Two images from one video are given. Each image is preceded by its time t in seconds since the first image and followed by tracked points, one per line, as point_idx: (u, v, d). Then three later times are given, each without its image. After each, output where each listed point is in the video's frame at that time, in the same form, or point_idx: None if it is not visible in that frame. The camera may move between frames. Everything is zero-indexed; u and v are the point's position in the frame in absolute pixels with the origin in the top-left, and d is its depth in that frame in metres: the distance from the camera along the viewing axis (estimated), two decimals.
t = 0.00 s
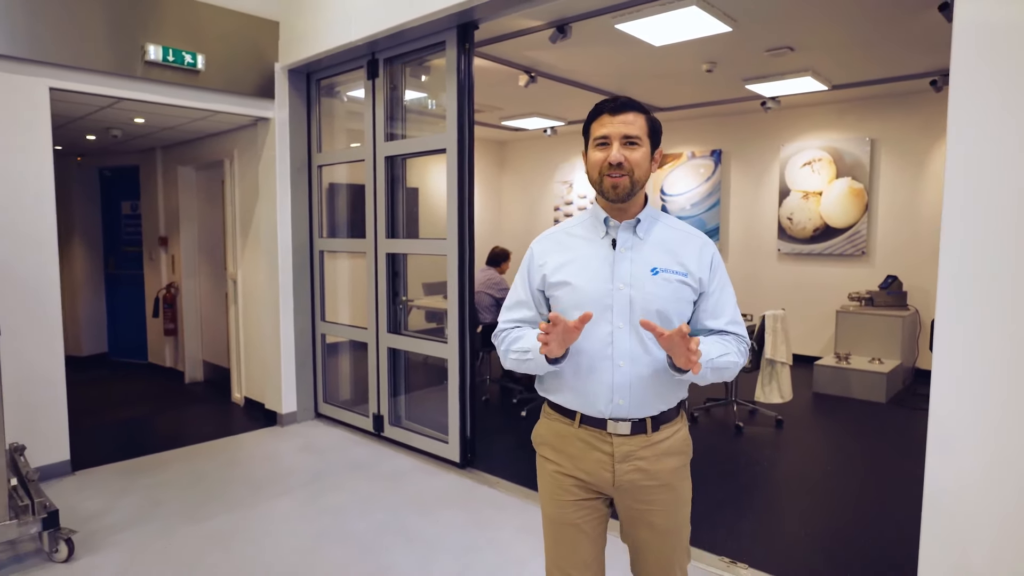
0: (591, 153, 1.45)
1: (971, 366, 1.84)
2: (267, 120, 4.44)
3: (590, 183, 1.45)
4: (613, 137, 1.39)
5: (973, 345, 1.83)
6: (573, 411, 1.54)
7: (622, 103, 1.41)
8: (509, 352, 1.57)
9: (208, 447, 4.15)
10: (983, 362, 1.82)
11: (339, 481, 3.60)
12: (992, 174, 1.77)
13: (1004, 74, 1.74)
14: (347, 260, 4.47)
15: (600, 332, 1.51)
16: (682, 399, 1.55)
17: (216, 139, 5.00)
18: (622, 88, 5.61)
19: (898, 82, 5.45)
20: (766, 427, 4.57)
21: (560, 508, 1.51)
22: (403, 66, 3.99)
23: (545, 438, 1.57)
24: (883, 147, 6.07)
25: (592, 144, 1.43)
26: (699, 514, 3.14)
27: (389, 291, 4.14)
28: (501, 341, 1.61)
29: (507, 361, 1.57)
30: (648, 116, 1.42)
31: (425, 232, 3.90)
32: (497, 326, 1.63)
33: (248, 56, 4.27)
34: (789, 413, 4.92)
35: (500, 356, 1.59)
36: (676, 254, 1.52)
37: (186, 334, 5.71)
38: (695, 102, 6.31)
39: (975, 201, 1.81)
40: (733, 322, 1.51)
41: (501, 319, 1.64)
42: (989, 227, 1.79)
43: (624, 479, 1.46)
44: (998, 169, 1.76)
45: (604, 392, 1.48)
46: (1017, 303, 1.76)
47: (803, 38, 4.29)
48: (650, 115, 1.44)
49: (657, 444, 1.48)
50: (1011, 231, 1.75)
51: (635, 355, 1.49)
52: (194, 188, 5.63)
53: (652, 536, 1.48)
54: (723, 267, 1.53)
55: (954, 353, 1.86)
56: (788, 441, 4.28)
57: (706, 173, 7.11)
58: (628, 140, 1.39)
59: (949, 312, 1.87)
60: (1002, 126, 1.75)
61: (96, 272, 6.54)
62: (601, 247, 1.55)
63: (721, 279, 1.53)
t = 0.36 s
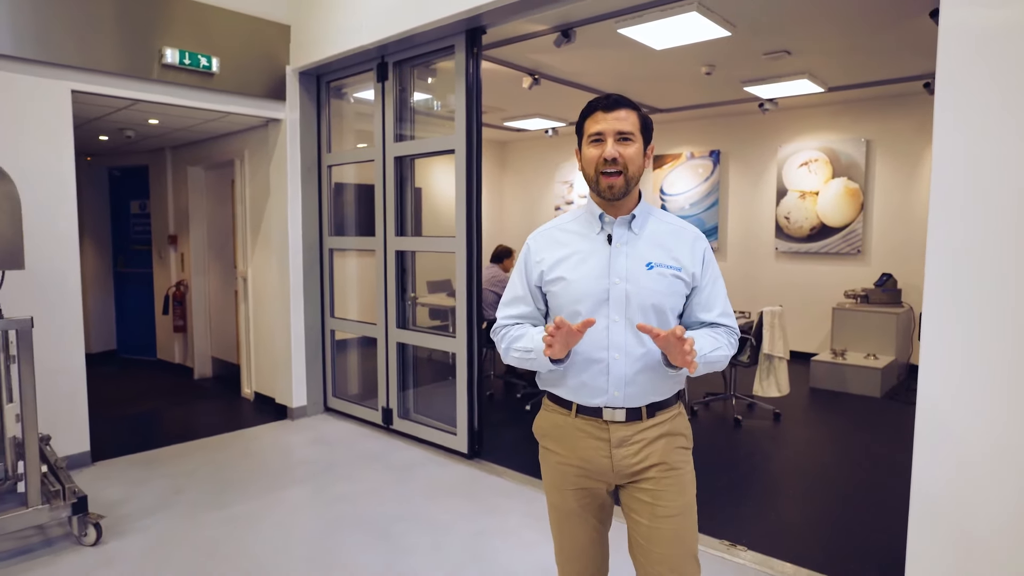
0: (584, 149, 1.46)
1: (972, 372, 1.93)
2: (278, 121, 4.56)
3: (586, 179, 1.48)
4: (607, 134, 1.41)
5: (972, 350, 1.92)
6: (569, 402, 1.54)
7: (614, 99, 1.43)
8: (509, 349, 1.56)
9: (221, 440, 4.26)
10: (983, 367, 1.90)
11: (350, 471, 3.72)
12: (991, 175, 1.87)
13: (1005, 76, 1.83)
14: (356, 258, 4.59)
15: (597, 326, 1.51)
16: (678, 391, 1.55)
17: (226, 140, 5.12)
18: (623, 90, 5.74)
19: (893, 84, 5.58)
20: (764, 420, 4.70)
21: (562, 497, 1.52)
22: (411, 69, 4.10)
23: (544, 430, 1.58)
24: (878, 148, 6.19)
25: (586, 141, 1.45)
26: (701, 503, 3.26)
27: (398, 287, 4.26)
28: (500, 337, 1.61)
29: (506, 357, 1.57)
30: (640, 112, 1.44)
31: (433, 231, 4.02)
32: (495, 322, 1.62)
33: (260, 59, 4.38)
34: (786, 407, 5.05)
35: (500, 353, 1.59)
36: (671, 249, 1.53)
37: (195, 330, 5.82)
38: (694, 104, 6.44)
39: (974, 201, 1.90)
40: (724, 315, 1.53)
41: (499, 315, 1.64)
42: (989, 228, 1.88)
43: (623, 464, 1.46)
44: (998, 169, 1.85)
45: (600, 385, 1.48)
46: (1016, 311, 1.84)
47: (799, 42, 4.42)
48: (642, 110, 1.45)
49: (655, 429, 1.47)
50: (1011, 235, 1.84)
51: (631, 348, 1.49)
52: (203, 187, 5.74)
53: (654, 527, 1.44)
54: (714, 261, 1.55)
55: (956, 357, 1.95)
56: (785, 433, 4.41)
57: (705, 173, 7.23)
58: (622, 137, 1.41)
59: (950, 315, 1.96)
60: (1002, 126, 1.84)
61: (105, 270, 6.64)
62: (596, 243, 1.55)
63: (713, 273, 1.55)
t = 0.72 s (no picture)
0: (593, 156, 1.52)
1: (973, 373, 2.02)
2: (287, 124, 4.68)
3: (594, 184, 1.53)
4: (615, 140, 1.47)
5: (973, 351, 2.02)
6: (576, 405, 1.59)
7: (622, 107, 1.49)
8: (520, 352, 1.64)
9: (232, 435, 4.37)
10: (982, 369, 2.00)
11: (360, 465, 3.83)
12: (990, 174, 1.96)
13: (1005, 77, 1.92)
14: (363, 258, 4.70)
15: (604, 330, 1.57)
16: (686, 395, 1.59)
17: (235, 142, 5.23)
18: (623, 94, 5.86)
19: (886, 88, 5.71)
20: (761, 416, 4.83)
21: (568, 497, 1.57)
22: (418, 74, 4.22)
23: (553, 431, 1.63)
24: (873, 150, 6.32)
25: (594, 148, 1.50)
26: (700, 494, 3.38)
27: (404, 286, 4.38)
28: (511, 340, 1.68)
29: (517, 359, 1.64)
30: (647, 119, 1.50)
31: (439, 231, 4.13)
32: (507, 325, 1.70)
33: (270, 63, 4.50)
34: (783, 403, 5.18)
35: (510, 352, 1.66)
36: (679, 255, 1.57)
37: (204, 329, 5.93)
38: (693, 106, 6.56)
39: (974, 202, 2.00)
40: (733, 319, 1.57)
41: (511, 318, 1.72)
42: (988, 228, 1.97)
43: (626, 468, 1.51)
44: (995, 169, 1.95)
45: (606, 388, 1.53)
46: (1016, 313, 1.93)
47: (795, 48, 4.54)
48: (649, 117, 1.51)
49: (659, 434, 1.51)
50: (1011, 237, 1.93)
51: (637, 353, 1.54)
52: (211, 188, 5.85)
53: (653, 529, 1.48)
54: (723, 267, 1.58)
55: (957, 358, 2.05)
56: (781, 428, 4.53)
57: (703, 175, 7.37)
58: (629, 143, 1.47)
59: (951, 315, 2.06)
60: (1000, 128, 1.94)
61: (113, 269, 6.75)
62: (604, 249, 1.60)
63: (722, 279, 1.59)
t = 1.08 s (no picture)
0: (612, 148, 1.48)
1: (972, 371, 2.13)
2: (295, 127, 4.80)
3: (612, 177, 1.49)
4: (635, 132, 1.43)
5: (974, 350, 2.12)
6: (592, 406, 1.57)
7: (642, 99, 1.45)
8: (536, 352, 1.62)
9: (242, 430, 4.49)
10: (982, 368, 2.10)
11: (369, 458, 3.95)
12: (989, 174, 2.07)
13: (1005, 80, 2.02)
14: (369, 257, 4.82)
15: (621, 329, 1.54)
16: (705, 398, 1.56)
17: (244, 144, 5.33)
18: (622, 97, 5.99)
19: (879, 91, 5.85)
20: (757, 411, 4.96)
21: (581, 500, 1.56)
22: (424, 78, 4.34)
23: (569, 433, 1.62)
24: (867, 151, 6.46)
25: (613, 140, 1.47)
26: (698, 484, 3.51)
27: (411, 284, 4.50)
28: (528, 340, 1.68)
29: (532, 360, 1.63)
30: (668, 112, 1.46)
31: (445, 231, 4.26)
32: (523, 324, 1.69)
33: (279, 67, 4.62)
34: (778, 399, 5.31)
35: (526, 353, 1.65)
36: (699, 253, 1.54)
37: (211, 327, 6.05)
38: (690, 109, 6.69)
39: (975, 203, 2.10)
40: (757, 320, 1.52)
41: (528, 317, 1.71)
42: (989, 228, 2.07)
43: (642, 473, 1.50)
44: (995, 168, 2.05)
45: (622, 389, 1.51)
46: (1014, 311, 2.04)
47: (790, 52, 4.68)
48: (670, 111, 1.48)
49: (677, 439, 1.49)
50: (1011, 242, 2.03)
51: (654, 353, 1.51)
52: (219, 189, 5.97)
53: (668, 534, 1.48)
54: (746, 265, 1.54)
55: (959, 357, 2.15)
56: (777, 423, 4.66)
57: (700, 176, 7.53)
58: (650, 136, 1.43)
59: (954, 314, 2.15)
60: (998, 128, 2.04)
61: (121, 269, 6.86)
62: (623, 246, 1.58)
63: (745, 277, 1.53)
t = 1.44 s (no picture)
0: (635, 144, 1.54)
1: (971, 369, 2.25)
2: (305, 130, 4.93)
3: (633, 175, 1.55)
4: (661, 128, 1.49)
5: (975, 350, 2.24)
6: (614, 403, 1.61)
7: (669, 99, 1.53)
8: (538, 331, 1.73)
9: (254, 425, 4.61)
10: (983, 363, 2.22)
11: (380, 451, 4.08)
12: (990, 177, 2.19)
13: (1005, 81, 2.15)
14: (376, 257, 4.95)
15: (639, 328, 1.58)
16: (726, 395, 1.58)
17: (253, 146, 5.46)
18: (622, 100, 6.12)
19: (872, 94, 6.00)
20: (755, 406, 5.10)
21: (592, 493, 1.57)
22: (431, 83, 4.47)
23: (587, 425, 1.64)
24: (861, 153, 6.60)
25: (638, 136, 1.53)
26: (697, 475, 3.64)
27: (418, 283, 4.62)
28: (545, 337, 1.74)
29: (549, 356, 1.69)
30: (692, 115, 1.54)
31: (451, 231, 4.39)
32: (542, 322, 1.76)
33: (290, 72, 4.75)
34: (775, 395, 5.45)
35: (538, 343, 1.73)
36: (717, 252, 1.55)
37: (220, 325, 6.17)
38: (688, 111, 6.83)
39: (976, 203, 2.22)
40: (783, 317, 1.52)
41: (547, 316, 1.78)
42: (990, 229, 2.19)
43: (659, 469, 1.53)
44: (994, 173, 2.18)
45: (642, 387, 1.55)
46: (1013, 307, 2.17)
47: (785, 57, 4.82)
48: (694, 115, 1.55)
49: (696, 439, 1.53)
50: (1011, 250, 2.16)
51: (673, 352, 1.54)
52: (227, 190, 6.09)
53: (685, 530, 1.53)
54: (766, 264, 1.55)
55: (962, 356, 2.26)
56: (774, 417, 4.80)
57: (698, 177, 7.67)
58: (675, 134, 1.49)
59: (955, 314, 2.27)
60: (996, 132, 2.17)
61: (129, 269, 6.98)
62: (640, 246, 1.62)
63: (765, 275, 1.54)
